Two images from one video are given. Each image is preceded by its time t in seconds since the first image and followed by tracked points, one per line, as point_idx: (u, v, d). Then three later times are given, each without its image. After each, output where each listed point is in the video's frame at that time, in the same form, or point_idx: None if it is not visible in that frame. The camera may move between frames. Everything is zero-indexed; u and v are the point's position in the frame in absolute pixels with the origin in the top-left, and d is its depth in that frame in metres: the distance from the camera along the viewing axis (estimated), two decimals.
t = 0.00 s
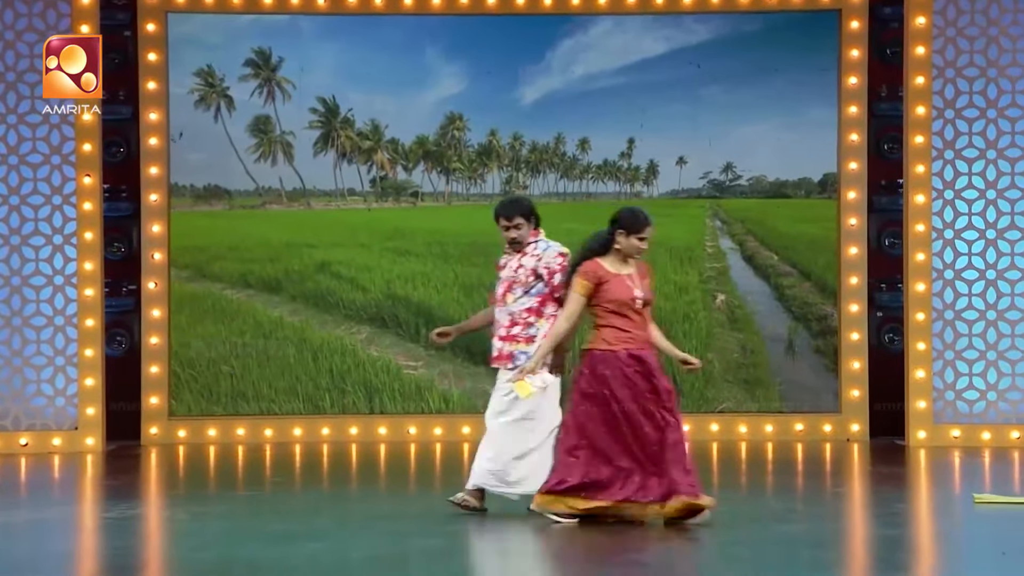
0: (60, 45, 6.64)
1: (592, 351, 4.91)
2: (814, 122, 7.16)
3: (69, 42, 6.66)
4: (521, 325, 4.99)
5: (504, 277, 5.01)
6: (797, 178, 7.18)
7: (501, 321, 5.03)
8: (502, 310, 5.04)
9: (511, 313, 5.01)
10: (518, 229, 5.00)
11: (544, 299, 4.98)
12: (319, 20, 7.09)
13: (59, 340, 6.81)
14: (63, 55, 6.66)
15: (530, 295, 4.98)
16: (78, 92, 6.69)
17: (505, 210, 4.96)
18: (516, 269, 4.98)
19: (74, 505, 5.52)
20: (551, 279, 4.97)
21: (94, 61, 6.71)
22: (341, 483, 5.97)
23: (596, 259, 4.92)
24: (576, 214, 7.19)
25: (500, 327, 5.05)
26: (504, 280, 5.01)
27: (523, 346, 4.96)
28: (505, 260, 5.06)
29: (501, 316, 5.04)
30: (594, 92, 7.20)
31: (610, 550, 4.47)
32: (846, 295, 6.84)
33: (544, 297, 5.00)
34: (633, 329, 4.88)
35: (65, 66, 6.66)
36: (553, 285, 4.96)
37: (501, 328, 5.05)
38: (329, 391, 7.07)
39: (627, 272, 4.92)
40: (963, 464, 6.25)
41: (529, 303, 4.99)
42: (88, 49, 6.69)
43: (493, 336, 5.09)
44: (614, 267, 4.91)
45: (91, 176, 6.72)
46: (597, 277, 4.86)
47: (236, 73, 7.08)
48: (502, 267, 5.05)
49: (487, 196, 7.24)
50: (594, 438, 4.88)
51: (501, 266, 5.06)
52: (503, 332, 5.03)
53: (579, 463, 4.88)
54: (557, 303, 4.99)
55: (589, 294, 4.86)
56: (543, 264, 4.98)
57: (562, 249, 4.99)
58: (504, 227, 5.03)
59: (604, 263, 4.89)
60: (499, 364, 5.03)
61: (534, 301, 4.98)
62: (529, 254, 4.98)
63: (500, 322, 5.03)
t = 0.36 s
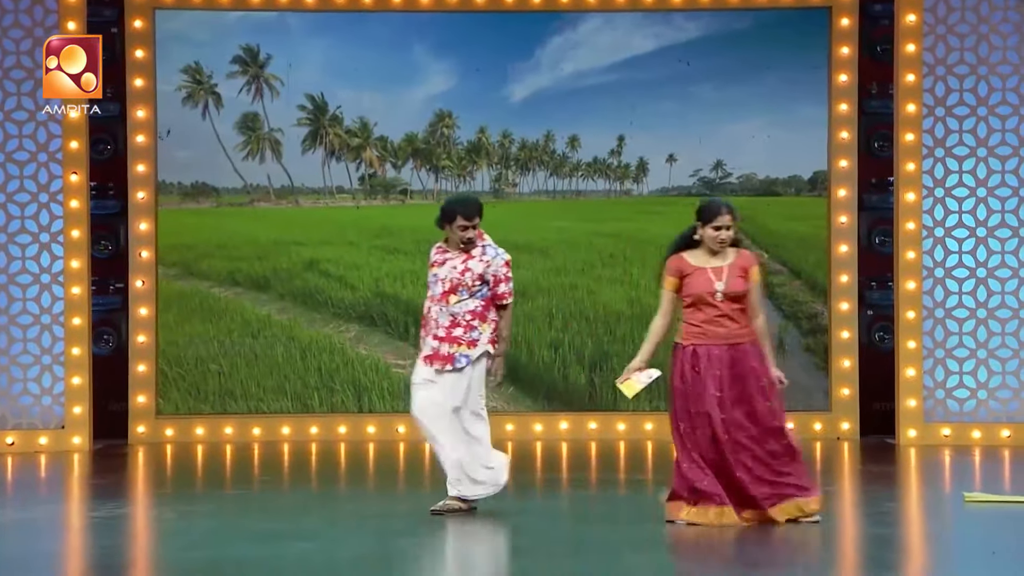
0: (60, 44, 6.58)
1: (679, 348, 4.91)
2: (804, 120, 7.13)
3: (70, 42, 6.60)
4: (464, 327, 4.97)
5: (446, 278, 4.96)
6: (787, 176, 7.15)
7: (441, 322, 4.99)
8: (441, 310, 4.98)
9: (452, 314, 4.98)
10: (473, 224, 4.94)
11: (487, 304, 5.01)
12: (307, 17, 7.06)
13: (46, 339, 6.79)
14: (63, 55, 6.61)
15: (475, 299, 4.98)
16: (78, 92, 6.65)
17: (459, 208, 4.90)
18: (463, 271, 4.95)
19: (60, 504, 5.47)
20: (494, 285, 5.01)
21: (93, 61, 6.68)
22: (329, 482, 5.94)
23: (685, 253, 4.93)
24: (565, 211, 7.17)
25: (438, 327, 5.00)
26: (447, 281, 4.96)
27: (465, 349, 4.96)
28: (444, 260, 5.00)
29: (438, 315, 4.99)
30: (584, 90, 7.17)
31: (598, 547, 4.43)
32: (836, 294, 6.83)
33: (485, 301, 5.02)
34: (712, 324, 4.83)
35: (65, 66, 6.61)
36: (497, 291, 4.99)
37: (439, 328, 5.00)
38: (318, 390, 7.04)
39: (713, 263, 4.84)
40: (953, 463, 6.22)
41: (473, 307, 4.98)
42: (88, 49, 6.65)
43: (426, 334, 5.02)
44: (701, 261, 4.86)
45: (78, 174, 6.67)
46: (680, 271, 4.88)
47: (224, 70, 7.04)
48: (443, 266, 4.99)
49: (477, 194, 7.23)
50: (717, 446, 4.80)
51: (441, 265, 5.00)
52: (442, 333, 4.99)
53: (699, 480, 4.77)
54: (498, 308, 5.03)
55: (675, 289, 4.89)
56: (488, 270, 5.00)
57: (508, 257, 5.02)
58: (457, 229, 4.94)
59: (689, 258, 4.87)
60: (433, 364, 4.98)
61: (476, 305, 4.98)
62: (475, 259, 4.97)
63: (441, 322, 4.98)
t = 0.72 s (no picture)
0: (60, 44, 6.56)
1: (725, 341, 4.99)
2: (786, 117, 7.12)
3: (69, 42, 6.60)
4: (408, 325, 4.85)
5: (385, 277, 4.83)
6: (768, 174, 7.15)
7: (384, 322, 4.84)
8: (383, 309, 4.84)
9: (396, 313, 4.85)
10: (410, 223, 4.87)
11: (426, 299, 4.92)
12: (288, 14, 7.05)
13: (26, 337, 6.76)
14: (63, 55, 6.59)
15: (416, 295, 4.88)
16: (78, 92, 6.67)
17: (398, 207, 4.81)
18: (403, 268, 4.84)
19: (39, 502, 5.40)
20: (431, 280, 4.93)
21: (93, 61, 6.71)
22: (310, 480, 5.91)
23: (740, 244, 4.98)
24: (545, 209, 7.18)
25: (380, 327, 4.85)
26: (388, 280, 4.83)
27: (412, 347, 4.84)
28: (380, 259, 4.86)
29: (381, 316, 4.84)
30: (566, 88, 7.17)
31: (579, 540, 4.41)
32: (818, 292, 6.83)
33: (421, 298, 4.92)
34: (746, 317, 4.85)
35: (65, 66, 6.61)
36: (435, 286, 4.91)
37: (382, 328, 4.85)
38: (299, 388, 7.03)
39: (753, 252, 4.85)
40: (932, 460, 6.23)
41: (415, 304, 4.88)
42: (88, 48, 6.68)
43: (366, 335, 4.84)
44: (745, 254, 4.87)
45: (58, 171, 6.62)
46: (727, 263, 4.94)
47: (205, 68, 7.04)
48: (380, 265, 4.85)
49: (458, 191, 7.20)
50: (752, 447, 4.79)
51: (377, 264, 4.86)
52: (386, 333, 4.84)
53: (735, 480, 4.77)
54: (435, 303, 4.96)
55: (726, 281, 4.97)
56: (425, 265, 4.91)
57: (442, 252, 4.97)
58: (397, 229, 4.85)
59: (735, 249, 4.90)
60: (379, 365, 4.84)
61: (417, 302, 4.87)
62: (412, 255, 4.87)
63: (384, 322, 4.83)
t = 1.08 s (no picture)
0: (60, 44, 6.54)
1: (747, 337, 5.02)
2: (781, 118, 7.12)
3: (70, 42, 6.58)
4: (372, 322, 4.75)
5: (352, 273, 4.73)
6: (764, 174, 7.16)
7: (349, 319, 4.72)
8: (349, 306, 4.73)
9: (360, 310, 4.74)
10: (376, 215, 4.77)
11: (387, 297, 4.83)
12: (284, 15, 7.06)
13: (20, 337, 6.74)
14: (63, 55, 6.57)
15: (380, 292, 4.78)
16: (79, 92, 6.64)
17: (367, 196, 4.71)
18: (370, 265, 4.74)
19: (32, 501, 5.41)
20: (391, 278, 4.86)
21: (93, 61, 6.69)
22: (305, 479, 5.91)
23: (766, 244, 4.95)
24: (539, 209, 7.18)
25: (345, 323, 4.73)
26: (353, 276, 4.73)
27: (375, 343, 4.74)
28: (345, 255, 4.77)
29: (347, 312, 4.72)
30: (561, 88, 7.18)
31: (572, 540, 4.41)
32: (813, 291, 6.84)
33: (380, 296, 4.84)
34: (754, 310, 4.87)
35: (65, 66, 6.58)
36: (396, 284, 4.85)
37: (346, 324, 4.73)
38: (293, 389, 7.02)
39: (773, 249, 4.83)
40: (927, 459, 6.24)
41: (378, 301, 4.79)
42: (87, 48, 6.66)
43: (330, 331, 4.72)
44: (764, 250, 4.87)
45: (53, 171, 6.60)
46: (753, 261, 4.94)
47: (200, 68, 7.03)
48: (346, 261, 4.75)
49: (454, 191, 7.20)
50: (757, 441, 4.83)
51: (342, 260, 4.76)
52: (350, 329, 4.73)
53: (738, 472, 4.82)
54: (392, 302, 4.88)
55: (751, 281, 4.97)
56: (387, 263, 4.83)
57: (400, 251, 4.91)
58: (365, 220, 4.73)
59: (757, 245, 4.91)
60: (342, 361, 4.72)
61: (379, 300, 4.78)
62: (377, 252, 4.78)
63: (350, 318, 4.72)
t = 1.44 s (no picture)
0: (60, 44, 6.54)
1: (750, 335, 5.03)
2: (781, 118, 7.13)
3: (70, 42, 6.58)
4: (361, 321, 4.67)
5: (344, 271, 4.63)
6: (764, 174, 7.16)
7: (343, 317, 4.62)
8: (342, 304, 4.62)
9: (352, 308, 4.64)
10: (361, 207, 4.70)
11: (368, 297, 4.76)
12: (284, 15, 7.06)
13: (21, 337, 6.74)
14: (63, 55, 6.57)
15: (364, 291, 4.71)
16: (79, 92, 6.64)
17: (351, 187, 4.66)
18: (360, 263, 4.66)
19: (32, 501, 5.40)
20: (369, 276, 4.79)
21: (93, 61, 6.69)
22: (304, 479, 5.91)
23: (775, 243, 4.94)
24: (540, 209, 7.18)
25: (339, 322, 4.62)
26: (346, 274, 4.63)
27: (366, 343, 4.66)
28: (334, 252, 4.65)
29: (341, 310, 4.61)
30: (561, 88, 7.18)
31: (572, 540, 4.41)
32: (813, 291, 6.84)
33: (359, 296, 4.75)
34: (758, 309, 4.87)
35: (65, 66, 6.58)
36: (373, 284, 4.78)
37: (339, 323, 4.62)
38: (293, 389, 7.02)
39: (780, 249, 4.82)
40: (927, 459, 6.23)
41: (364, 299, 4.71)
42: (87, 48, 6.65)
43: (326, 330, 4.59)
44: (772, 250, 4.87)
45: (53, 171, 6.60)
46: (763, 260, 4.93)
47: (200, 68, 7.03)
48: (336, 259, 4.64)
49: (454, 191, 7.21)
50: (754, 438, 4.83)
51: (332, 258, 4.64)
52: (345, 328, 4.62)
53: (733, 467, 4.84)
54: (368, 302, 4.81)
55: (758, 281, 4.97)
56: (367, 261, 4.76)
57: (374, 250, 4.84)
58: (353, 211, 4.65)
59: (766, 245, 4.91)
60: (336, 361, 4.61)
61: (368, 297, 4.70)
62: (363, 249, 4.70)
63: (345, 316, 4.61)
